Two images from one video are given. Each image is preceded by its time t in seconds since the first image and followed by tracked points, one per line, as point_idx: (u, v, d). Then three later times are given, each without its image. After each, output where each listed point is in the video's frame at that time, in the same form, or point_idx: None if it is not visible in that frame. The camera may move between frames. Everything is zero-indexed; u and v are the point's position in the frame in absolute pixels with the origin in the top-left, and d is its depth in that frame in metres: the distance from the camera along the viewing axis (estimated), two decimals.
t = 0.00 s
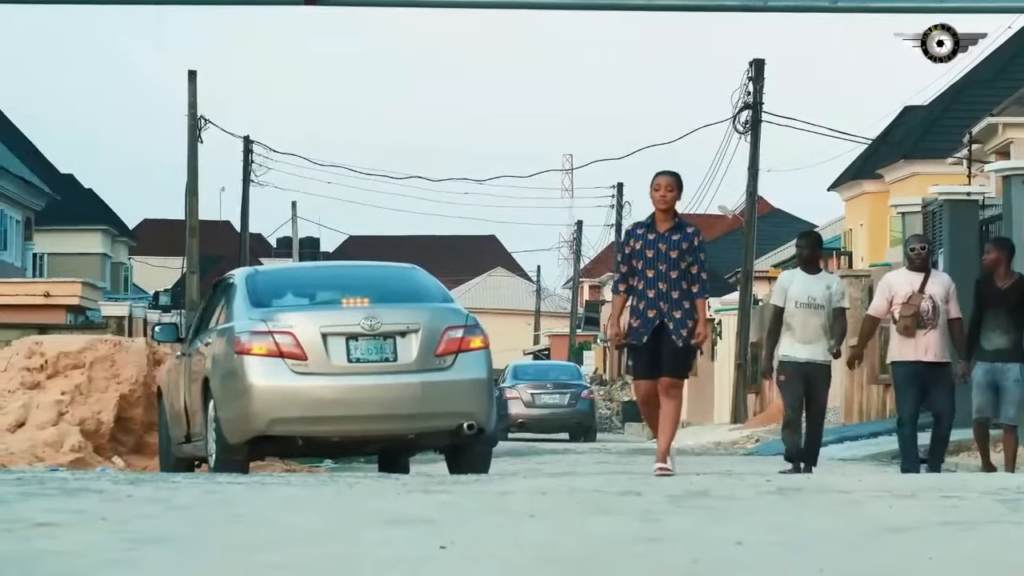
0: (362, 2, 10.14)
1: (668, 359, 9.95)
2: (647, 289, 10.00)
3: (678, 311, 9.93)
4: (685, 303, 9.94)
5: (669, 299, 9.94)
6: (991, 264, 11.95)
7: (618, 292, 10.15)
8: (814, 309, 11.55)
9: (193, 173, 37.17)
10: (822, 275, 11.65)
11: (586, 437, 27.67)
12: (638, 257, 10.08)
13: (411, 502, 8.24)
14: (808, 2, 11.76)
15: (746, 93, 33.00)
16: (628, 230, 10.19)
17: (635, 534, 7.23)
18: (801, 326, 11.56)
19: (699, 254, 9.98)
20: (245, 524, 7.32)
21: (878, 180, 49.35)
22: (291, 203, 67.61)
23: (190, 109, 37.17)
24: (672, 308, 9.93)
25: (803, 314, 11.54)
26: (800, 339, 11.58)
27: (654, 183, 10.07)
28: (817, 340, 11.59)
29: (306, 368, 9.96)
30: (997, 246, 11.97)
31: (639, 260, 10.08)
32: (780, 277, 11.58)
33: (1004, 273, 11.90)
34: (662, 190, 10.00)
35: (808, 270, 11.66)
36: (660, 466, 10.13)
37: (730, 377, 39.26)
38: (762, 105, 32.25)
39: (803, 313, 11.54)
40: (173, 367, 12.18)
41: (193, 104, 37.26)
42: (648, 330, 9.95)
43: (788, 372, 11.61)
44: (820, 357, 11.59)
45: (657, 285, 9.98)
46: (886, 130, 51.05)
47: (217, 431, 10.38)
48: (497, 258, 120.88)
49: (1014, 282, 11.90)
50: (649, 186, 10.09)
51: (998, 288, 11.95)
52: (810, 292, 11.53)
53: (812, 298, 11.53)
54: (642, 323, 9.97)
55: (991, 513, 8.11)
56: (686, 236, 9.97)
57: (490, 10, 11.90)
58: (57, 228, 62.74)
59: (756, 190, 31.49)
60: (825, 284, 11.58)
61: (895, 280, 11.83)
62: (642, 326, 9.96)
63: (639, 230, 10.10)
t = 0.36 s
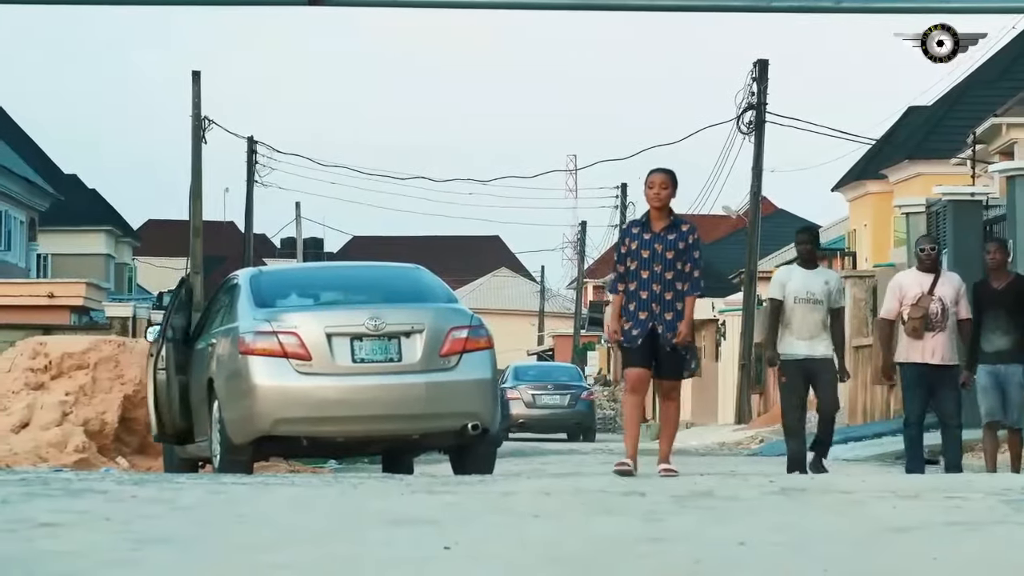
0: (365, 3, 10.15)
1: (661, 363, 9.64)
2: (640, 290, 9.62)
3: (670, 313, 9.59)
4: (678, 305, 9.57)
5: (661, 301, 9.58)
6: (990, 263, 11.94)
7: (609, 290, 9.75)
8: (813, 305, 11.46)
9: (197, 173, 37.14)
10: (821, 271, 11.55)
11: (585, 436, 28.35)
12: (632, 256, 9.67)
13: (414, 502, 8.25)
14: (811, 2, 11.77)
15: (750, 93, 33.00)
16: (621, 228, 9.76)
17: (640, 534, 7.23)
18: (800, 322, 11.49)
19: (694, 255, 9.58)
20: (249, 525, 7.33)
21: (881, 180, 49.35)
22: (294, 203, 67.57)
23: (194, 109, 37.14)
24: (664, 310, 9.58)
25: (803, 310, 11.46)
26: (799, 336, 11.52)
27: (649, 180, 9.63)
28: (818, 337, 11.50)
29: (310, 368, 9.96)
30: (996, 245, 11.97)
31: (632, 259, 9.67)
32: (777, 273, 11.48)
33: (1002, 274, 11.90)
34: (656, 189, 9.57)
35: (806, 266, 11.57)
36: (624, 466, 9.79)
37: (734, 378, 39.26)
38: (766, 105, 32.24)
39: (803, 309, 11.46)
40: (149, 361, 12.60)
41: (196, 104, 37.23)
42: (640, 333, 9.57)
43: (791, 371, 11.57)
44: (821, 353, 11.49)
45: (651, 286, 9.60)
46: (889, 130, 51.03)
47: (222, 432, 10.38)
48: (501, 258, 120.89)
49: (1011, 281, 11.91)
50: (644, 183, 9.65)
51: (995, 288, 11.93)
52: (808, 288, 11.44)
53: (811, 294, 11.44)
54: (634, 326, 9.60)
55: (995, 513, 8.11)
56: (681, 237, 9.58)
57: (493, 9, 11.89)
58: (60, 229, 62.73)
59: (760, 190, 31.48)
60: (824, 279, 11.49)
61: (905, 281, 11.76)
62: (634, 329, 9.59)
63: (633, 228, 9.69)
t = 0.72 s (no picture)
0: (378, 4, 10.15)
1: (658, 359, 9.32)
2: (636, 285, 9.31)
3: (667, 309, 9.30)
4: (675, 300, 9.30)
5: (659, 297, 9.29)
6: (995, 256, 11.40)
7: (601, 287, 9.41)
8: (833, 307, 11.37)
9: (210, 173, 37.18)
10: (842, 274, 11.47)
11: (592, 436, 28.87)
12: (626, 252, 9.35)
13: (427, 502, 8.23)
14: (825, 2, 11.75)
15: (763, 93, 32.95)
16: (614, 223, 9.45)
17: (653, 534, 7.21)
18: (820, 325, 11.38)
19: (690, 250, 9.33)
20: (262, 525, 7.32)
21: (894, 180, 49.28)
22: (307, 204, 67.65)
23: (207, 110, 37.19)
24: (663, 306, 9.28)
25: (823, 312, 11.36)
26: (817, 338, 11.41)
27: (643, 173, 9.34)
28: (837, 340, 11.43)
29: (324, 369, 9.95)
30: (1003, 240, 11.40)
31: (627, 254, 9.36)
32: (799, 271, 11.36)
33: (1006, 267, 11.36)
34: (653, 182, 9.29)
35: (829, 268, 11.47)
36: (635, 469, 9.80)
37: (747, 379, 39.23)
38: (779, 105, 32.21)
39: (824, 311, 11.36)
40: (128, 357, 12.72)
41: (209, 104, 37.27)
42: (639, 329, 9.26)
43: (806, 372, 11.48)
44: (839, 357, 11.43)
45: (648, 282, 9.30)
46: (902, 130, 50.95)
47: (235, 432, 10.38)
48: (514, 258, 120.91)
49: (1014, 275, 11.36)
50: (637, 176, 9.35)
51: (998, 281, 11.39)
52: (830, 289, 11.35)
53: (832, 296, 11.35)
54: (631, 321, 9.28)
55: (1010, 513, 8.08)
56: (678, 231, 9.32)
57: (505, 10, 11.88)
58: (73, 229, 62.90)
59: (773, 190, 31.44)
60: (845, 283, 11.41)
61: (934, 282, 11.80)
62: (631, 325, 9.27)
63: (627, 222, 9.38)
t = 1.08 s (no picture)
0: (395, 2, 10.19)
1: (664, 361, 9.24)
2: (642, 285, 9.25)
3: (673, 309, 9.22)
4: (681, 301, 9.23)
5: (665, 297, 9.23)
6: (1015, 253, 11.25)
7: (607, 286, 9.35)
8: (860, 303, 10.90)
9: (224, 172, 37.19)
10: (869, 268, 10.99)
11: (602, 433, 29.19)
12: (632, 250, 9.30)
13: (441, 502, 8.21)
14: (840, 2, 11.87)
15: (777, 92, 32.90)
16: (619, 221, 9.38)
17: (669, 533, 7.19)
18: (845, 321, 10.91)
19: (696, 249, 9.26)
20: (277, 525, 7.31)
21: (908, 179, 49.18)
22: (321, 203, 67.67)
23: (221, 109, 37.21)
24: (668, 306, 9.21)
25: (849, 308, 10.89)
26: (844, 333, 10.94)
27: (648, 171, 9.27)
28: (863, 336, 10.95)
29: (338, 369, 9.94)
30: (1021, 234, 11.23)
31: (632, 253, 9.30)
32: (824, 266, 10.88)
33: None
34: (658, 180, 9.22)
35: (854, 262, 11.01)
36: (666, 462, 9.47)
37: (762, 378, 39.18)
38: (793, 104, 32.15)
39: (850, 307, 10.89)
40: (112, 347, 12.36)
41: (223, 104, 37.29)
42: (644, 329, 9.20)
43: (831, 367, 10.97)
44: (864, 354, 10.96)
45: (653, 282, 9.24)
46: (917, 129, 50.86)
47: (250, 431, 10.37)
48: (528, 257, 120.92)
49: None
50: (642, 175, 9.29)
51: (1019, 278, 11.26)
52: (856, 284, 10.87)
53: (858, 291, 10.87)
54: (637, 322, 9.22)
55: None
56: (684, 230, 9.24)
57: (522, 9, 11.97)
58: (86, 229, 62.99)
59: (787, 190, 31.39)
60: (872, 277, 10.92)
61: (955, 281, 11.72)
62: (636, 325, 9.22)
63: (633, 221, 9.31)
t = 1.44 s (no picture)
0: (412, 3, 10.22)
1: (678, 357, 9.09)
2: (657, 281, 9.15)
3: (690, 305, 9.07)
4: (697, 297, 9.07)
5: (680, 293, 9.08)
6: None
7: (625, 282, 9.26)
8: (884, 300, 10.87)
9: (240, 172, 37.23)
10: (887, 265, 10.99)
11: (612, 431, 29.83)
12: (648, 247, 9.21)
13: (458, 501, 8.21)
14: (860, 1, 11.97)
15: (793, 91, 32.85)
16: (636, 219, 9.32)
17: (684, 532, 7.16)
18: (871, 320, 10.87)
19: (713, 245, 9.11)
20: (292, 524, 7.30)
21: (924, 178, 49.08)
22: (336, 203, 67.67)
23: (237, 108, 37.24)
24: (683, 302, 9.06)
25: (874, 307, 10.87)
26: (868, 333, 10.89)
27: (665, 169, 9.21)
28: (888, 334, 10.92)
29: (353, 367, 9.93)
30: None
31: (648, 249, 9.21)
32: (845, 266, 10.86)
33: None
34: (672, 176, 9.14)
35: (871, 259, 11.00)
36: (677, 470, 9.41)
37: (778, 377, 39.10)
38: (809, 103, 32.10)
39: (874, 305, 10.87)
40: (113, 346, 12.27)
41: (240, 103, 37.33)
42: (657, 325, 9.07)
43: (860, 367, 10.90)
44: (892, 351, 10.92)
45: (668, 278, 9.12)
46: (932, 127, 50.74)
47: (266, 431, 10.36)
48: (543, 257, 120.88)
49: None
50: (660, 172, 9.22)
51: None
52: (879, 281, 10.86)
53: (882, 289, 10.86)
54: (651, 318, 9.09)
55: None
56: (699, 226, 9.13)
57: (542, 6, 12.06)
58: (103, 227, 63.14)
59: (803, 188, 31.33)
60: (893, 273, 10.92)
61: (971, 281, 11.58)
62: (650, 322, 9.10)
63: (649, 218, 9.24)
